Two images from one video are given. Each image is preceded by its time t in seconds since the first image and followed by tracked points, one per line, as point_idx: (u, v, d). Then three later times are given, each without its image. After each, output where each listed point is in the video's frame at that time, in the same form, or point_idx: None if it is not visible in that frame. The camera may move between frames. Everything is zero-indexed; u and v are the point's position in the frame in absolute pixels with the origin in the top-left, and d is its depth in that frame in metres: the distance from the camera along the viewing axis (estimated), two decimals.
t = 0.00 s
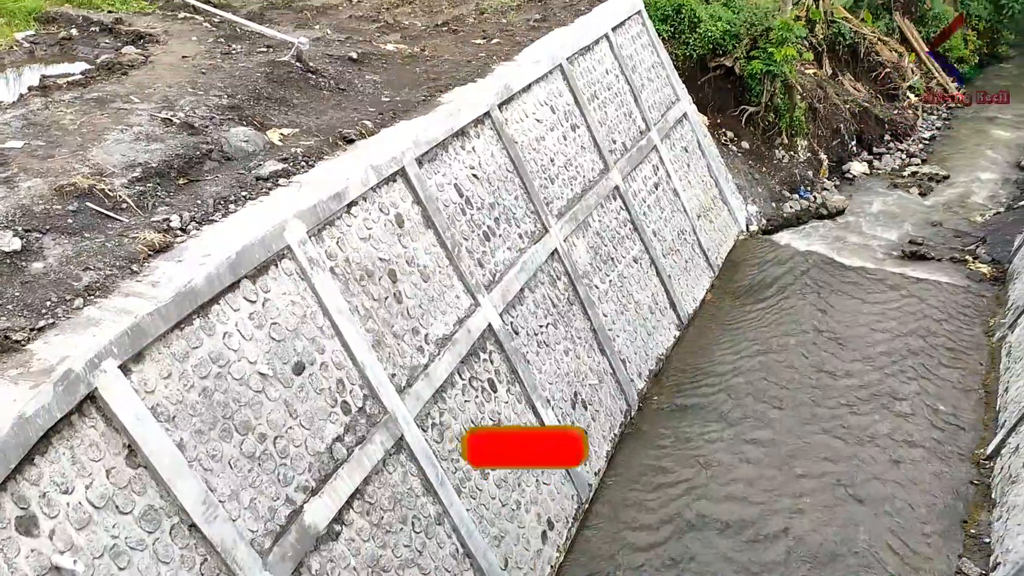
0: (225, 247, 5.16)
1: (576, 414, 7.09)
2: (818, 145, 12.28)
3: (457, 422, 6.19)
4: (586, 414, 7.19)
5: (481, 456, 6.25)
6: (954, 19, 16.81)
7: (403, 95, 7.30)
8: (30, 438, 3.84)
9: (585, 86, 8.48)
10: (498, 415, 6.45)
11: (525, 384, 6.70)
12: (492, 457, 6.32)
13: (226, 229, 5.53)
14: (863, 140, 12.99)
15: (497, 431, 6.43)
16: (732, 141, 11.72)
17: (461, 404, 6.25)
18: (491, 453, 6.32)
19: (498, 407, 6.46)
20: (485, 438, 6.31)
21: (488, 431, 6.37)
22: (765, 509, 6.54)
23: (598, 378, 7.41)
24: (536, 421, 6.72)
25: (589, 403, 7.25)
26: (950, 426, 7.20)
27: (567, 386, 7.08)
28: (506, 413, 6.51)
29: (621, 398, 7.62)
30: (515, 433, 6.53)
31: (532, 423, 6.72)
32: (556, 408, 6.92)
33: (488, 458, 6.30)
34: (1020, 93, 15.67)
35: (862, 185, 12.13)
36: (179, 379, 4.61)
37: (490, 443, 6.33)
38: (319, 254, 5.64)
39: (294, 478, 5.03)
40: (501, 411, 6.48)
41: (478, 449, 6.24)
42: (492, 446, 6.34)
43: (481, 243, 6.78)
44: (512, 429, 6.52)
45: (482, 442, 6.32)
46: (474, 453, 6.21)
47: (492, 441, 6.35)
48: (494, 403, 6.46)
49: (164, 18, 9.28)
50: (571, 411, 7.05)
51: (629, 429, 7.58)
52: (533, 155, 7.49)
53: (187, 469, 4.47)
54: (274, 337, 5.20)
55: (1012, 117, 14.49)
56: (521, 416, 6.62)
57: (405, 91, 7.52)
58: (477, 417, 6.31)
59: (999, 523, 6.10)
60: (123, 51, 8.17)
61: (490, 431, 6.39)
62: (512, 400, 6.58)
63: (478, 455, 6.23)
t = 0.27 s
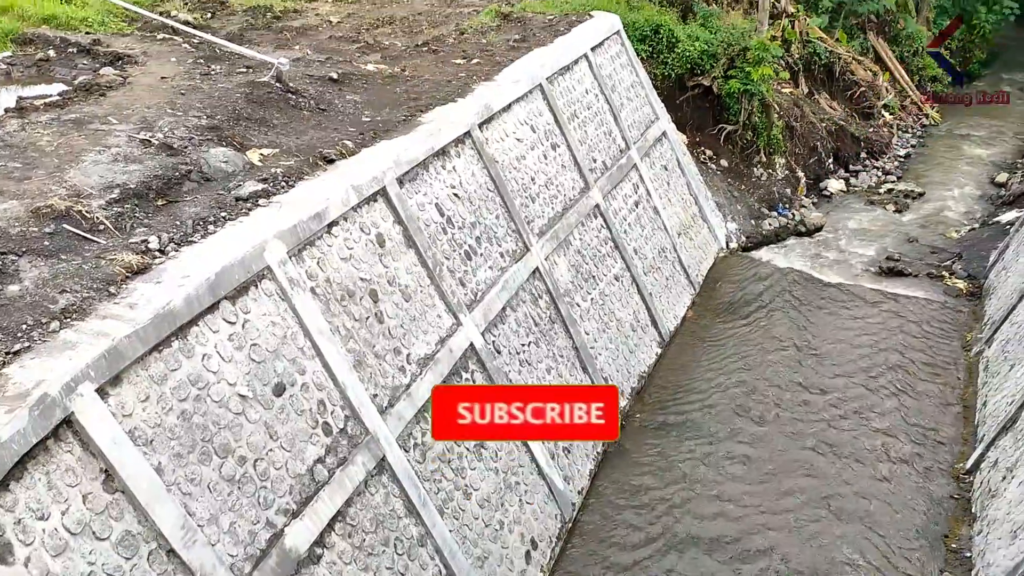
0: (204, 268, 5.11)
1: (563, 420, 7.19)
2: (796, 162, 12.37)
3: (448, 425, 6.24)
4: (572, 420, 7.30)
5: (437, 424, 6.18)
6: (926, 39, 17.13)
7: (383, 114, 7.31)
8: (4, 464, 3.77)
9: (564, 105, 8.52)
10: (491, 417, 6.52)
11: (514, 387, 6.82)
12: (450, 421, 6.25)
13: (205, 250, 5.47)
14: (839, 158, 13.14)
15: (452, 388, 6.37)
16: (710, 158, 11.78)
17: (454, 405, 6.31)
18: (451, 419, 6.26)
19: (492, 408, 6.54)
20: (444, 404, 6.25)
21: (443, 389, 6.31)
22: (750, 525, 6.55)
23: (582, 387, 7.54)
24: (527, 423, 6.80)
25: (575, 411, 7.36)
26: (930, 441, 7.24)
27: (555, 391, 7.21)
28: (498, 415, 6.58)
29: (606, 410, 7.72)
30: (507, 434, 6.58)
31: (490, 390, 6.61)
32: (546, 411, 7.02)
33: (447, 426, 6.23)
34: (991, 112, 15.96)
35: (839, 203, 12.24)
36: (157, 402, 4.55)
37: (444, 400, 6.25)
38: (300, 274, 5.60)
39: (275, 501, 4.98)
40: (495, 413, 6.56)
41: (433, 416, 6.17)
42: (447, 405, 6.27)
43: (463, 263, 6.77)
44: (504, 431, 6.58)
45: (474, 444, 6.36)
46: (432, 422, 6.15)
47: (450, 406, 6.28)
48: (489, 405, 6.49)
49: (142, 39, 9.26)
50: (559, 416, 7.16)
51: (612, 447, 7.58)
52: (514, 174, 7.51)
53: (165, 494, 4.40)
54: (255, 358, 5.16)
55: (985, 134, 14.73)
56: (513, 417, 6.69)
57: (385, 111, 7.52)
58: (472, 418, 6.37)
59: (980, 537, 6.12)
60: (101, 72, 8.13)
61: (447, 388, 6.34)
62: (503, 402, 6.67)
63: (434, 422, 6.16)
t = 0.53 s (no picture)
0: (180, 287, 5.06)
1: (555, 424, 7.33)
2: (772, 179, 12.53)
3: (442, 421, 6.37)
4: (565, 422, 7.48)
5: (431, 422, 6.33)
6: (898, 57, 17.41)
7: (361, 133, 7.30)
8: None
9: (542, 123, 8.55)
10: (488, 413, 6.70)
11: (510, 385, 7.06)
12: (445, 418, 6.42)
13: (181, 269, 5.40)
14: (814, 174, 13.30)
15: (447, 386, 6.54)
16: (688, 175, 11.79)
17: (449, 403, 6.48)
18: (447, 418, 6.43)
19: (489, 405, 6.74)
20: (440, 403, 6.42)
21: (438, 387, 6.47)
22: (733, 540, 6.55)
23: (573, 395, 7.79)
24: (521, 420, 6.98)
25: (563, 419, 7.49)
26: (908, 454, 7.28)
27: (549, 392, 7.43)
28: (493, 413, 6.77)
29: (593, 419, 7.88)
30: (501, 429, 6.75)
31: (487, 389, 6.76)
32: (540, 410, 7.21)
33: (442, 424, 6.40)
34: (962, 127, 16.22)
35: (815, 219, 12.35)
36: (133, 424, 4.47)
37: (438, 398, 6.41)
38: (277, 293, 5.56)
39: (253, 523, 4.92)
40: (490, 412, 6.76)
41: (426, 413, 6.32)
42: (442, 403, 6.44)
43: (442, 280, 6.76)
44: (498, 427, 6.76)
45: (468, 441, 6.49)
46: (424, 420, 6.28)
47: (448, 405, 6.44)
48: (481, 410, 6.58)
49: (118, 58, 9.24)
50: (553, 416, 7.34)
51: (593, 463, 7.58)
52: (493, 192, 7.50)
53: (141, 517, 4.32)
54: (232, 379, 5.10)
55: (957, 150, 14.94)
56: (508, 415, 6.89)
57: (363, 129, 7.52)
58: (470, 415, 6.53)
59: (958, 550, 6.16)
60: (77, 91, 8.08)
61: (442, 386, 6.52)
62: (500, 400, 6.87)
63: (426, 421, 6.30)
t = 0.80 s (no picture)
0: (155, 304, 4.98)
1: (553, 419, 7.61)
2: (747, 191, 12.62)
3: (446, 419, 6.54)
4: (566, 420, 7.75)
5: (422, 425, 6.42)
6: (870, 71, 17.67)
7: (339, 148, 7.27)
8: None
9: (520, 137, 8.55)
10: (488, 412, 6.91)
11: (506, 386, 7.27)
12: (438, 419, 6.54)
13: (157, 286, 5.31)
14: (789, 186, 13.39)
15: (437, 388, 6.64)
16: (665, 189, 11.87)
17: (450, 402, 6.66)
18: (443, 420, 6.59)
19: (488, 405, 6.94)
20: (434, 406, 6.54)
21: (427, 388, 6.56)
22: (716, 551, 6.55)
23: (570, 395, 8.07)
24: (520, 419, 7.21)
25: (563, 416, 7.77)
26: (886, 464, 7.33)
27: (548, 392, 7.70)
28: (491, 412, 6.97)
29: (593, 419, 8.16)
30: (502, 427, 6.96)
31: (486, 390, 6.97)
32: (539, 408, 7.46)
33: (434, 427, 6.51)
34: (933, 140, 16.47)
35: (790, 232, 12.42)
36: (107, 443, 4.38)
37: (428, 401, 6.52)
38: (254, 309, 5.50)
39: (230, 543, 4.86)
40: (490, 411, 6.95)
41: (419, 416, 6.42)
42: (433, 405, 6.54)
43: (421, 295, 6.74)
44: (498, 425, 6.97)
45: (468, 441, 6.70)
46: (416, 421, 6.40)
47: (448, 405, 6.62)
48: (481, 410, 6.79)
49: (91, 75, 9.19)
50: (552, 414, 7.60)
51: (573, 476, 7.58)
52: (471, 207, 7.47)
53: (116, 538, 4.24)
54: (208, 397, 5.03)
55: (929, 162, 15.14)
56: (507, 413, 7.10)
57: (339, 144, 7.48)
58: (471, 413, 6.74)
59: (936, 559, 6.21)
60: (50, 107, 8.01)
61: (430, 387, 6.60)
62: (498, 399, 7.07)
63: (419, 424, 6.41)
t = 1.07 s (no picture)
0: (129, 318, 4.90)
1: (553, 419, 7.89)
2: (722, 201, 12.75)
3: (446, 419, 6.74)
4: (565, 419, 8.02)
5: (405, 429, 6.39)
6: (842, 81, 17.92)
7: (315, 160, 7.24)
8: None
9: (497, 148, 8.55)
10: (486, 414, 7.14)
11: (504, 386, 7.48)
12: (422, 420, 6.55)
13: (131, 300, 5.22)
14: (764, 196, 13.50)
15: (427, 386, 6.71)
16: (641, 199, 11.95)
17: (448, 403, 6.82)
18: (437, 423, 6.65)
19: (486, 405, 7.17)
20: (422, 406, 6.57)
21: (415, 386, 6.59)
22: (698, 560, 6.55)
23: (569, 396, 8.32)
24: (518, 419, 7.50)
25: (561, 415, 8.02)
26: (863, 470, 7.39)
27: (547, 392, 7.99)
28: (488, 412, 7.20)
29: (594, 415, 8.38)
30: (499, 429, 7.20)
31: (480, 391, 7.17)
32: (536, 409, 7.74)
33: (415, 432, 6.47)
34: (904, 149, 16.71)
35: (766, 241, 12.52)
36: (80, 460, 4.31)
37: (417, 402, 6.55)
38: (230, 322, 5.44)
39: (205, 560, 4.79)
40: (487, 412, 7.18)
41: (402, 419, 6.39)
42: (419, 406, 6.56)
43: (399, 306, 6.72)
44: (496, 426, 7.21)
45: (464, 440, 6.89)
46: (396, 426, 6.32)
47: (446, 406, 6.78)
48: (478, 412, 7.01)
49: (64, 86, 9.11)
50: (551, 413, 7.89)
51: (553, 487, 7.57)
52: (448, 218, 7.46)
53: (89, 556, 4.17)
54: (183, 411, 4.96)
55: (901, 171, 15.34)
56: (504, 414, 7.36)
57: (317, 156, 7.45)
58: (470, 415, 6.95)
59: (913, 565, 6.25)
60: (21, 119, 7.92)
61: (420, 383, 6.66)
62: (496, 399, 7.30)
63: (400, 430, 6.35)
